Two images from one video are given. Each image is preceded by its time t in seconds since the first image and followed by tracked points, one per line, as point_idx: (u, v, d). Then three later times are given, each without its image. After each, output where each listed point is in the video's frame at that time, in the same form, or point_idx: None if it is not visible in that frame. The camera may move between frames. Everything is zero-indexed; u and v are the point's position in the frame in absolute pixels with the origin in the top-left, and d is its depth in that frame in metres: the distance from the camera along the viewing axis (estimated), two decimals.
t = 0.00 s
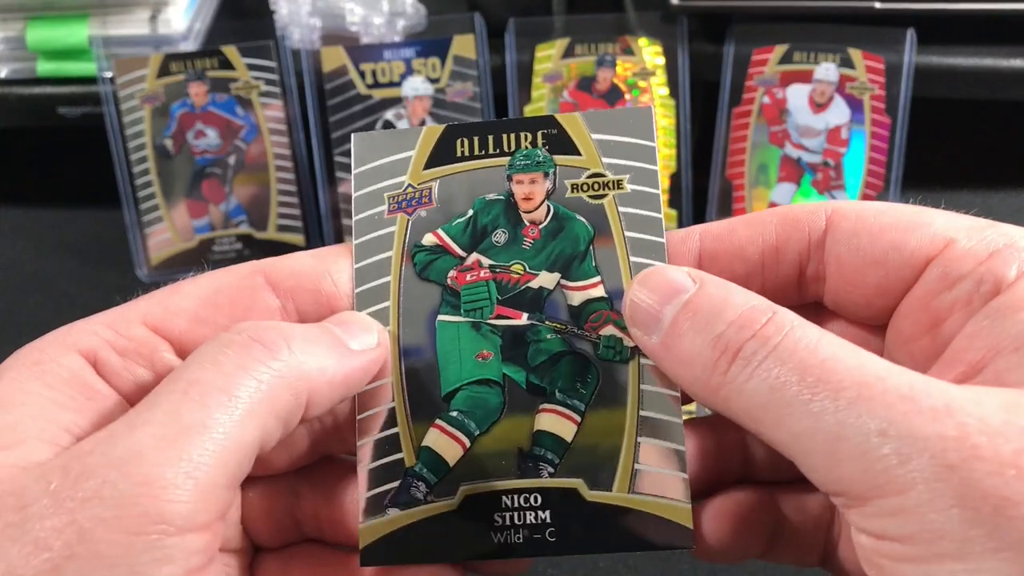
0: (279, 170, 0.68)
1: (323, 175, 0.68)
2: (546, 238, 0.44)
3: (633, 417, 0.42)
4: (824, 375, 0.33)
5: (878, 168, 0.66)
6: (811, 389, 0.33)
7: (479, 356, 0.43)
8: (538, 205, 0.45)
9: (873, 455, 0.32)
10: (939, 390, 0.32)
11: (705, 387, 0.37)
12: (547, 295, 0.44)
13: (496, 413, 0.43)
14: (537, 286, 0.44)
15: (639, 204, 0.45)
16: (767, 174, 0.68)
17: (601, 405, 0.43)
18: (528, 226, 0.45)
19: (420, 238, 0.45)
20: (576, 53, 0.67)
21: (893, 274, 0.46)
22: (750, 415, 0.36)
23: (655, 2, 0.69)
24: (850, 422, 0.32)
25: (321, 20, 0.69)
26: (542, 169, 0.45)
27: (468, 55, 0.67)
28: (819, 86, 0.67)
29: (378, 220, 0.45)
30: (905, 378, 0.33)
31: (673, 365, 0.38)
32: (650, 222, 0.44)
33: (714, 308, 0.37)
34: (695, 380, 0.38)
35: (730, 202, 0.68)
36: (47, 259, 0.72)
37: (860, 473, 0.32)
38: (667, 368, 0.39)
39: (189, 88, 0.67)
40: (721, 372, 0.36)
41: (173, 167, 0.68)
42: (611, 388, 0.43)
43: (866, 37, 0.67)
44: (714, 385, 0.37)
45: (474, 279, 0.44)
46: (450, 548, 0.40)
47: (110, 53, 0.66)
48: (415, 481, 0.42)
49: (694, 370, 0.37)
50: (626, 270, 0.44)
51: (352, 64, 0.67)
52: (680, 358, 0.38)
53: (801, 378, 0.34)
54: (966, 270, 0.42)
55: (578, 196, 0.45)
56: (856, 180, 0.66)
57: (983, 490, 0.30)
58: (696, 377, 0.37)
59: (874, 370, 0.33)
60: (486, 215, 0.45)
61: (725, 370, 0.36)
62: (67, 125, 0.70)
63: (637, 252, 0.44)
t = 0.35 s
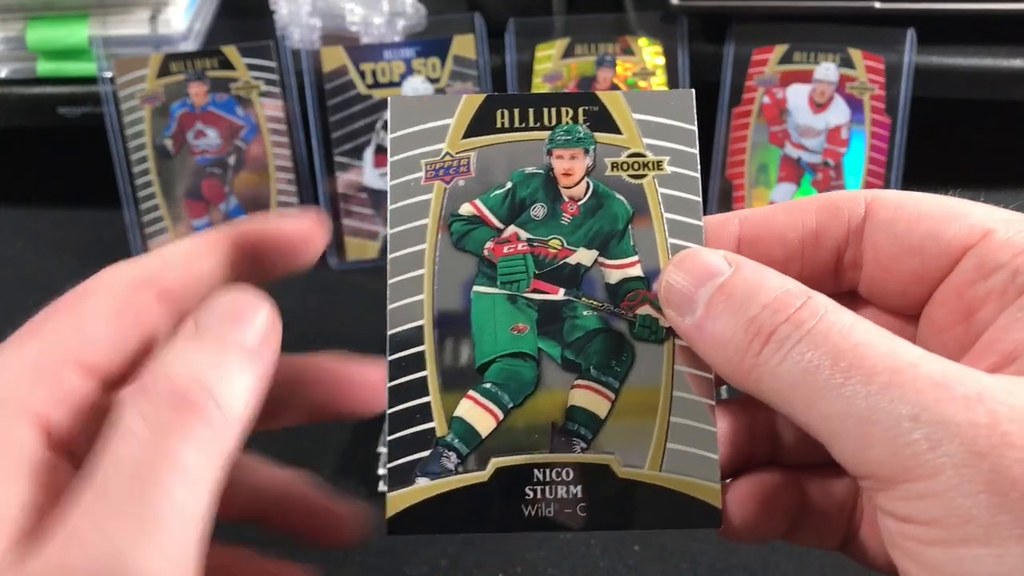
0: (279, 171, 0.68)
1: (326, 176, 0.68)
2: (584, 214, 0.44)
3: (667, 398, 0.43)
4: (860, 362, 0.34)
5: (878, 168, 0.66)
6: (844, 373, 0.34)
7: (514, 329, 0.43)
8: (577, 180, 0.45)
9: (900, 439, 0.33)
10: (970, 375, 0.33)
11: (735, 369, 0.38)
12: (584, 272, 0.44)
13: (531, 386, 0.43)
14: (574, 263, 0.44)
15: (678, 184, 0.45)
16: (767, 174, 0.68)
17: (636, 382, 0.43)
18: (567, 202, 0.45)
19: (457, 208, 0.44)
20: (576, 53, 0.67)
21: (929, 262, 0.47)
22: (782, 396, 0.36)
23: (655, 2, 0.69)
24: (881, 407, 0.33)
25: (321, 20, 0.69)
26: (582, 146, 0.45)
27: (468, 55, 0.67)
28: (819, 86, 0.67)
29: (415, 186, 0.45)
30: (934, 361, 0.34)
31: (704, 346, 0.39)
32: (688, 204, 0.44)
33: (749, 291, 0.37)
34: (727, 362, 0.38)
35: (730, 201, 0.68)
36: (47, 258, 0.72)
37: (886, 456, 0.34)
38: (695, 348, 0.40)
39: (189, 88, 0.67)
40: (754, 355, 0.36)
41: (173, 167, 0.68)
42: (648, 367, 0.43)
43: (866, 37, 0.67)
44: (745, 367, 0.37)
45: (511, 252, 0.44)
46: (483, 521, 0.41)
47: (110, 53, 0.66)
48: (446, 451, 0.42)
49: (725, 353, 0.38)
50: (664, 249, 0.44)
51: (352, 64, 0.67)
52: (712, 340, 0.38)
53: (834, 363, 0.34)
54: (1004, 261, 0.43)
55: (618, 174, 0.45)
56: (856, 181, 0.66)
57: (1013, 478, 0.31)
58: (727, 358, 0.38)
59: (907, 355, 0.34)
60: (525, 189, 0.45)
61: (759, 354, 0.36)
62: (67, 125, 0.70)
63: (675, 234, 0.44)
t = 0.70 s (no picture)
0: (279, 171, 0.70)
1: (325, 180, 0.69)
2: (597, 207, 0.44)
3: (678, 386, 0.43)
4: (866, 350, 0.34)
5: (878, 167, 0.67)
6: (851, 360, 0.34)
7: (527, 319, 0.43)
8: (590, 173, 0.45)
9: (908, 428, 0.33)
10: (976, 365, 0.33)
11: (744, 357, 0.38)
12: (596, 264, 0.44)
13: (544, 374, 0.43)
14: (587, 255, 0.44)
15: (689, 178, 0.45)
16: (767, 174, 0.68)
17: (649, 370, 0.43)
18: (579, 195, 0.45)
19: (472, 202, 0.44)
20: (576, 53, 0.68)
21: (936, 255, 0.47)
22: (789, 382, 0.36)
23: (655, 2, 0.68)
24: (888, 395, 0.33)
25: (321, 20, 0.68)
26: (594, 140, 0.45)
27: (468, 55, 0.67)
28: (819, 86, 0.67)
29: (429, 180, 0.45)
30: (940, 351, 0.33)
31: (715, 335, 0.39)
32: (699, 197, 0.44)
33: (758, 281, 0.37)
34: (736, 350, 0.38)
35: (730, 199, 0.69)
36: (46, 259, 0.72)
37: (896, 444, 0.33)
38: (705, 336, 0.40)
39: (188, 88, 0.67)
40: (762, 342, 0.36)
41: (173, 168, 0.68)
42: (659, 356, 0.43)
43: (866, 37, 0.67)
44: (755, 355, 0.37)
45: (525, 245, 0.44)
46: (492, 506, 0.41)
47: (110, 53, 0.66)
48: (463, 438, 0.42)
49: (734, 340, 0.38)
50: (675, 242, 0.44)
51: (353, 64, 0.66)
52: (722, 328, 0.38)
53: (840, 350, 0.34)
54: (1009, 253, 0.43)
55: (629, 168, 0.45)
56: (856, 180, 0.67)
57: (1016, 460, 0.31)
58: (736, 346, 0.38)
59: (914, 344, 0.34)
60: (538, 182, 0.45)
61: (766, 341, 0.36)
62: (68, 126, 0.70)
63: (685, 226, 0.44)
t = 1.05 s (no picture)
0: (279, 171, 0.70)
1: (325, 180, 0.69)
2: (600, 193, 0.44)
3: (679, 371, 0.43)
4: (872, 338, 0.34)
5: (878, 167, 0.67)
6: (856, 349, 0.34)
7: (530, 303, 0.43)
8: (593, 161, 0.45)
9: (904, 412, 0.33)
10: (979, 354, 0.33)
11: (747, 348, 0.38)
12: (598, 249, 0.44)
13: (547, 358, 0.43)
14: (589, 240, 0.44)
15: (690, 166, 0.45)
16: (767, 173, 0.68)
17: (649, 356, 0.43)
18: (583, 181, 0.45)
19: (476, 186, 0.44)
20: (576, 53, 0.67)
21: (938, 245, 0.47)
22: (791, 372, 0.36)
23: (656, 2, 0.69)
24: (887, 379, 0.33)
25: (321, 20, 0.68)
26: (598, 128, 0.45)
27: (468, 55, 0.67)
28: (819, 86, 0.67)
29: (433, 165, 0.45)
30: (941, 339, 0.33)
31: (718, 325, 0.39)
32: (701, 185, 0.44)
33: (764, 270, 0.37)
34: (739, 340, 0.38)
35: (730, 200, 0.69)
36: (46, 259, 0.72)
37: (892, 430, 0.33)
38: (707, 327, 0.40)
39: (188, 88, 0.67)
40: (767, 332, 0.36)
41: (173, 168, 0.68)
42: (662, 341, 0.43)
43: (866, 37, 0.66)
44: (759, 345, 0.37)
45: (528, 229, 0.44)
46: (489, 488, 0.41)
47: (110, 53, 0.66)
48: (462, 420, 0.42)
49: (738, 330, 0.38)
50: (677, 229, 0.44)
51: (353, 65, 0.66)
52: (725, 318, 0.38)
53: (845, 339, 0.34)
54: (1014, 241, 0.43)
55: (632, 156, 0.45)
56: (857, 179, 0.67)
57: (1017, 448, 0.31)
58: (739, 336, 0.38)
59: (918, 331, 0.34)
60: (543, 168, 0.45)
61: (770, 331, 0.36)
62: (69, 126, 0.70)
63: (688, 213, 0.44)
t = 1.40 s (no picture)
0: (279, 171, 0.69)
1: (326, 180, 0.69)
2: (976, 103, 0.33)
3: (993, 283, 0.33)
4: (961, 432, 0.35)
5: (877, 168, 0.68)
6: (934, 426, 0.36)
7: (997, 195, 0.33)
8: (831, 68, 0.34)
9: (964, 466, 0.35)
10: None
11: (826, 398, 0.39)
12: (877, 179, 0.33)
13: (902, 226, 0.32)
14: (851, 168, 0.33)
15: None
16: (766, 173, 0.69)
17: None
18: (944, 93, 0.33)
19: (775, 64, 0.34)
20: (576, 53, 0.67)
21: None
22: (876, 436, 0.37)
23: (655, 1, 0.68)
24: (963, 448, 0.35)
25: (321, 20, 0.68)
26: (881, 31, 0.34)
27: (468, 56, 0.67)
28: (819, 86, 0.66)
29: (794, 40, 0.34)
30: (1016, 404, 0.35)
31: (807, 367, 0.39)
32: None
33: None
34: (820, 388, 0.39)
35: (730, 202, 0.70)
36: (47, 259, 0.72)
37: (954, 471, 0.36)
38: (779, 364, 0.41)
39: (188, 88, 0.67)
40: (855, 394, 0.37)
41: (173, 168, 0.68)
42: None
43: (866, 36, 0.66)
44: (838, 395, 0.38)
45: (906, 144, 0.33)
46: None
47: (110, 54, 0.66)
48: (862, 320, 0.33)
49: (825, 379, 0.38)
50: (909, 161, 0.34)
51: (353, 65, 0.66)
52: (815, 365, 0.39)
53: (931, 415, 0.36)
54: None
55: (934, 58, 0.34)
56: (856, 179, 0.68)
57: None
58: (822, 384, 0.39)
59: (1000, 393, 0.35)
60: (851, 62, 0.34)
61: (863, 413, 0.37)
62: (69, 126, 0.70)
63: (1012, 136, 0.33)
